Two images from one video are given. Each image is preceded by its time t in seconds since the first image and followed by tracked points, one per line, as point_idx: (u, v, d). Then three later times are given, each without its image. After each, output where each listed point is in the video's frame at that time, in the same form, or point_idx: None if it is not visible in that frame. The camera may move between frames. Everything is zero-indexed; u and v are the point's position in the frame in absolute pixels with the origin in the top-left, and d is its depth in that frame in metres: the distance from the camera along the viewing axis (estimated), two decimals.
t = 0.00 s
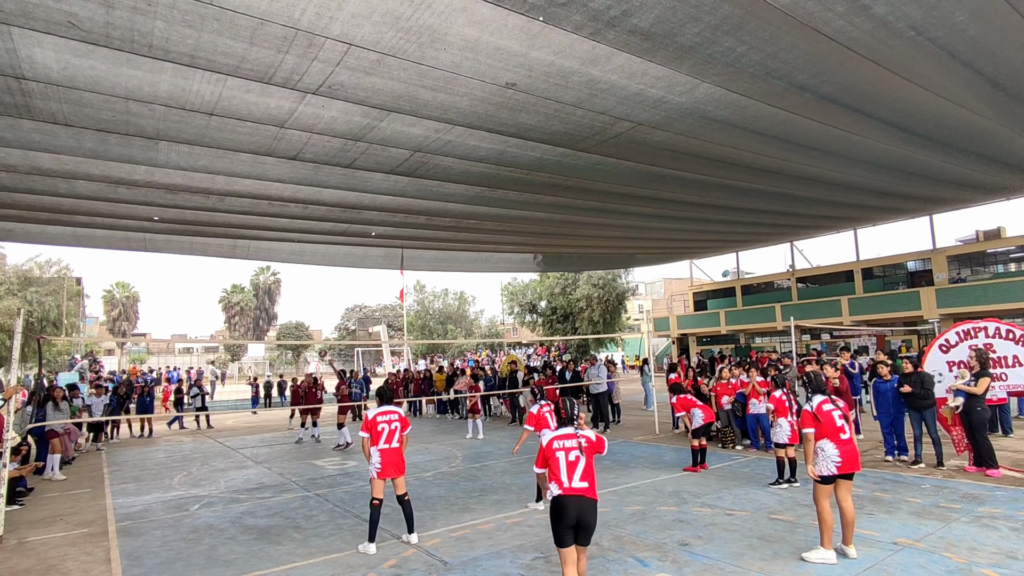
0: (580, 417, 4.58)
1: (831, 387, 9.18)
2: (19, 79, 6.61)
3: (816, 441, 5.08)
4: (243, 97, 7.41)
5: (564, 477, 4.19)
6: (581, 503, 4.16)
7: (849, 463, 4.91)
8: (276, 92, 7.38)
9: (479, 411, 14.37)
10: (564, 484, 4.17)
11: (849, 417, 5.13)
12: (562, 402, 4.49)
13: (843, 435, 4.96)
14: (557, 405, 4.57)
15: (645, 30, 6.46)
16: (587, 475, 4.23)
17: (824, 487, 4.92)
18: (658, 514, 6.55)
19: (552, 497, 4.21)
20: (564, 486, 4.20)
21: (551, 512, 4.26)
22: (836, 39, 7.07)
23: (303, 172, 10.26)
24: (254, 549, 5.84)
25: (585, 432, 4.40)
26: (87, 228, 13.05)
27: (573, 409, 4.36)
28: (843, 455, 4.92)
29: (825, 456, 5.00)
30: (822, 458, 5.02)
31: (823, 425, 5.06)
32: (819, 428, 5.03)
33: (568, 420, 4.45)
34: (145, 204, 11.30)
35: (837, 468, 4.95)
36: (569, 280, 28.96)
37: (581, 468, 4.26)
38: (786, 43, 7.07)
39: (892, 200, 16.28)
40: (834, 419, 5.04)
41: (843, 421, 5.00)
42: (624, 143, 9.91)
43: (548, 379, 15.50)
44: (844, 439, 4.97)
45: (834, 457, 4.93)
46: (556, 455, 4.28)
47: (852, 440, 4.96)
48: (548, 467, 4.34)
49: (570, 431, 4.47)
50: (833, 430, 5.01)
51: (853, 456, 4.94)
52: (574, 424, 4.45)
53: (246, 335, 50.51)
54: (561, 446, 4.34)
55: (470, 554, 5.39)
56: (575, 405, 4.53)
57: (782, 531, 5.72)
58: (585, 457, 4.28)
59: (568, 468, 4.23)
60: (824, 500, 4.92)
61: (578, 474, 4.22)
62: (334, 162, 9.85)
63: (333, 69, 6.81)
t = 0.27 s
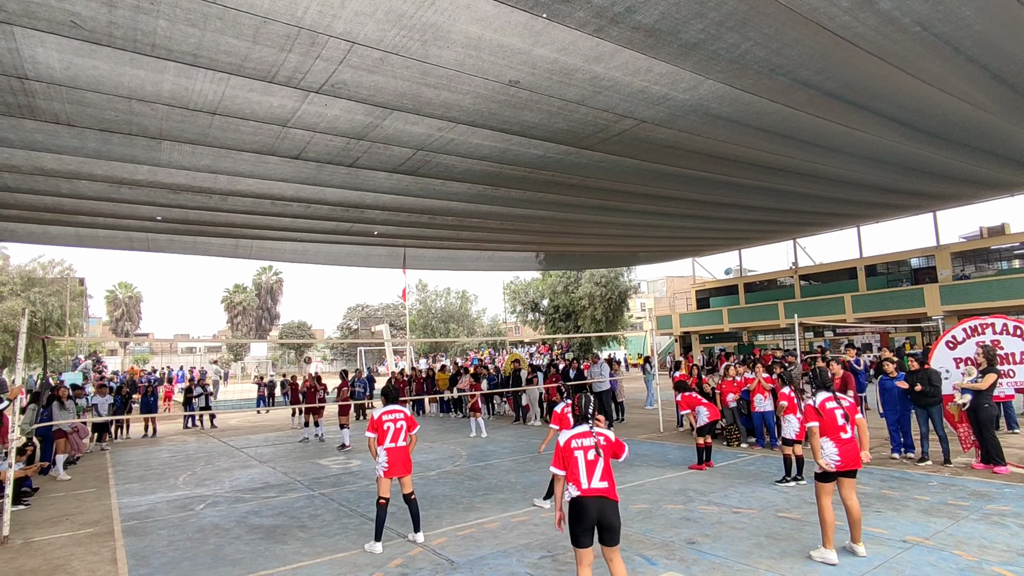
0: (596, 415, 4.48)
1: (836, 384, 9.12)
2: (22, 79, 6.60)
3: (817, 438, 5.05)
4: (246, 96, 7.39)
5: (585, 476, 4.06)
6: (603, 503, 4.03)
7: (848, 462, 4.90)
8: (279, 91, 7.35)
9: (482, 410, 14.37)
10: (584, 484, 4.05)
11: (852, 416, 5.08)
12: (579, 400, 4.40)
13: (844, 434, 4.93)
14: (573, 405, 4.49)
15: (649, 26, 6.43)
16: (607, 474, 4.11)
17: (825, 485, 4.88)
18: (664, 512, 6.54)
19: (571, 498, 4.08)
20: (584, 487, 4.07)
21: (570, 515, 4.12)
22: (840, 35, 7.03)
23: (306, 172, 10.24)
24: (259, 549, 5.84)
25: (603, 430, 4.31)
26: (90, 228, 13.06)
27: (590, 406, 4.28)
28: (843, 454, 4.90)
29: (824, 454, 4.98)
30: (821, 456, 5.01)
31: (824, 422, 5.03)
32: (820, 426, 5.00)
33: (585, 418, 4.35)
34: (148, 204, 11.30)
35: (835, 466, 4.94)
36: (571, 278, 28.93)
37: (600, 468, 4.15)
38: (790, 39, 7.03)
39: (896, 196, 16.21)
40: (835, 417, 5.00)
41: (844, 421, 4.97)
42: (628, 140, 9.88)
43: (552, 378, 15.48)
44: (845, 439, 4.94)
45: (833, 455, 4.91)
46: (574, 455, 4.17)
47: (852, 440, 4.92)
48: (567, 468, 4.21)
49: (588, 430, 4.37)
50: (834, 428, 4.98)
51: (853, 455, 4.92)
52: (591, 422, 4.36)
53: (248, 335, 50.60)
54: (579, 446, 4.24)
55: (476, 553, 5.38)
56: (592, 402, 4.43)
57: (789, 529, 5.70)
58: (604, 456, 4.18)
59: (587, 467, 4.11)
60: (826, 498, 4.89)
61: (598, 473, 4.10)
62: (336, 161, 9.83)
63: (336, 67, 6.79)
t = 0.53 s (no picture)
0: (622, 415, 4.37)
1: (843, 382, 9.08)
2: (26, 80, 6.61)
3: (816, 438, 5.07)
4: (250, 96, 7.38)
5: (610, 478, 4.00)
6: (628, 506, 3.96)
7: (847, 462, 4.85)
8: (283, 91, 7.35)
9: (486, 409, 14.36)
10: (609, 486, 3.98)
11: (852, 414, 5.04)
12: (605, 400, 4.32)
13: (842, 434, 4.92)
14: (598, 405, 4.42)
15: (653, 24, 6.40)
16: (632, 476, 4.02)
17: (832, 485, 4.87)
18: (671, 511, 6.51)
19: (597, 500, 4.04)
20: (608, 489, 4.01)
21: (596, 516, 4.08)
22: (846, 31, 6.98)
23: (310, 172, 10.24)
24: (265, 549, 5.83)
25: (630, 431, 4.19)
26: (94, 228, 13.09)
27: (613, 407, 4.19)
28: (840, 453, 4.86)
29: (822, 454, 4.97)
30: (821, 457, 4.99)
31: (822, 421, 5.03)
32: (818, 425, 5.01)
33: (610, 418, 4.25)
34: (152, 205, 11.32)
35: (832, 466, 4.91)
36: (574, 277, 28.90)
37: (626, 469, 4.06)
38: (796, 36, 6.99)
39: (901, 194, 16.12)
40: (833, 416, 5.00)
41: (841, 420, 4.95)
42: (632, 139, 9.84)
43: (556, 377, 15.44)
44: (844, 438, 4.92)
45: (830, 455, 4.89)
46: (599, 456, 4.11)
47: (851, 439, 4.90)
48: (592, 469, 4.16)
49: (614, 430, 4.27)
50: (832, 427, 4.98)
51: (853, 455, 4.88)
52: (615, 421, 4.26)
53: (252, 335, 50.71)
54: (604, 446, 4.16)
55: (483, 553, 5.36)
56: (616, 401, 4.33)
57: (797, 529, 5.67)
58: (630, 457, 4.08)
59: (613, 469, 4.03)
60: (836, 499, 4.86)
61: (623, 476, 4.02)
62: (340, 161, 9.83)
63: (340, 67, 6.78)
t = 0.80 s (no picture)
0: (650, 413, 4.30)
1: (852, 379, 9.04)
2: (31, 82, 6.62)
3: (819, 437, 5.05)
4: (253, 96, 7.37)
5: (631, 478, 3.99)
6: (650, 507, 3.94)
7: (849, 462, 4.80)
8: (286, 90, 7.33)
9: (490, 408, 14.34)
10: (629, 487, 3.98)
11: (857, 412, 4.99)
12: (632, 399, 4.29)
13: (845, 432, 4.89)
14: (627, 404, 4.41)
15: (657, 20, 6.36)
16: (654, 477, 3.97)
17: (837, 485, 4.84)
18: (678, 510, 6.49)
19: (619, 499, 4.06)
20: (630, 489, 4.01)
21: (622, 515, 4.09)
22: (852, 27, 6.93)
23: (313, 172, 10.24)
24: (271, 549, 5.83)
25: (656, 431, 4.12)
26: (99, 230, 13.13)
27: (639, 406, 4.14)
28: (841, 452, 4.83)
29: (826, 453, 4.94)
30: (823, 457, 4.97)
31: (826, 418, 5.00)
32: (820, 423, 5.00)
33: (637, 416, 4.20)
34: (156, 205, 11.33)
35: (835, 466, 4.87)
36: (578, 276, 28.85)
37: (649, 470, 4.03)
38: (801, 32, 6.94)
39: (907, 190, 16.01)
40: (836, 414, 4.97)
41: (845, 418, 4.91)
42: (636, 136, 9.80)
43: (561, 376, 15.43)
44: (847, 437, 4.89)
45: (831, 454, 4.87)
46: (622, 455, 4.12)
47: (854, 438, 4.87)
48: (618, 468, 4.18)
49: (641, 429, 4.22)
50: (835, 426, 4.95)
51: (856, 455, 4.84)
52: (643, 420, 4.19)
53: (256, 335, 50.86)
54: (628, 445, 4.15)
55: (489, 553, 5.34)
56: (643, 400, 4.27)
57: (806, 528, 5.63)
58: (653, 458, 4.03)
59: (634, 468, 4.02)
60: (842, 498, 4.84)
61: (645, 476, 3.99)
62: (343, 161, 9.82)
63: (343, 66, 6.76)
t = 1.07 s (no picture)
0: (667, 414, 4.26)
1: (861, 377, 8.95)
2: (34, 83, 6.63)
3: (828, 436, 4.95)
4: (256, 95, 7.36)
5: (639, 477, 4.03)
6: (656, 508, 3.92)
7: (859, 462, 4.74)
8: (288, 90, 7.31)
9: (494, 408, 14.31)
10: (637, 486, 4.03)
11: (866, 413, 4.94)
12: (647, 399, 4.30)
13: (856, 432, 4.81)
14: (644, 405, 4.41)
15: (661, 17, 6.31)
16: (663, 477, 3.94)
17: (846, 486, 4.73)
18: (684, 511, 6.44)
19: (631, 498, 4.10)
20: (640, 488, 4.03)
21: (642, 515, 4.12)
22: (859, 22, 6.85)
23: (316, 171, 10.22)
24: (274, 550, 5.81)
25: (668, 431, 4.09)
26: (103, 230, 13.15)
27: (650, 405, 4.15)
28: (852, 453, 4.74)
29: (836, 453, 4.84)
30: (832, 456, 4.87)
31: (836, 418, 4.91)
32: (833, 421, 4.88)
33: (650, 416, 4.22)
34: (160, 206, 11.33)
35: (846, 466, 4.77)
36: (582, 275, 28.77)
37: (660, 470, 4.01)
38: (807, 27, 6.87)
39: (914, 187, 15.88)
40: (847, 413, 4.88)
41: (856, 418, 4.84)
42: (640, 134, 9.74)
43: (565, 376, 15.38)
44: (857, 437, 4.82)
45: (842, 454, 4.77)
46: (634, 454, 4.15)
47: (864, 438, 4.81)
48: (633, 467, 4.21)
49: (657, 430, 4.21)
50: (846, 425, 4.86)
51: (866, 455, 4.78)
52: (657, 419, 4.17)
53: (261, 335, 50.97)
54: (641, 445, 4.17)
55: (494, 554, 5.31)
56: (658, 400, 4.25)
57: (813, 528, 5.58)
58: (663, 458, 4.00)
59: (644, 468, 4.04)
60: (851, 499, 4.74)
61: (653, 476, 3.97)
62: (347, 161, 9.80)
63: (346, 65, 6.73)
